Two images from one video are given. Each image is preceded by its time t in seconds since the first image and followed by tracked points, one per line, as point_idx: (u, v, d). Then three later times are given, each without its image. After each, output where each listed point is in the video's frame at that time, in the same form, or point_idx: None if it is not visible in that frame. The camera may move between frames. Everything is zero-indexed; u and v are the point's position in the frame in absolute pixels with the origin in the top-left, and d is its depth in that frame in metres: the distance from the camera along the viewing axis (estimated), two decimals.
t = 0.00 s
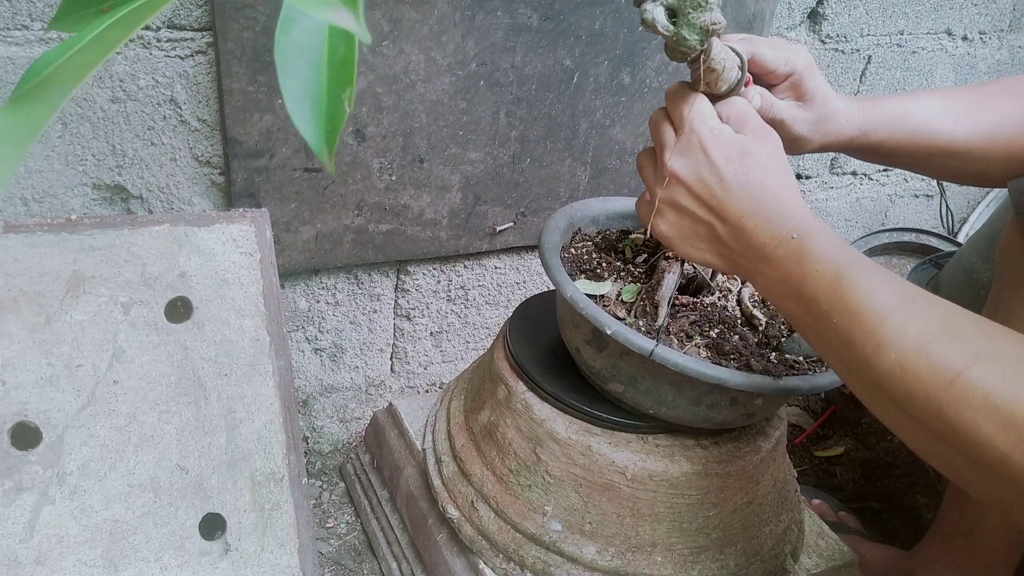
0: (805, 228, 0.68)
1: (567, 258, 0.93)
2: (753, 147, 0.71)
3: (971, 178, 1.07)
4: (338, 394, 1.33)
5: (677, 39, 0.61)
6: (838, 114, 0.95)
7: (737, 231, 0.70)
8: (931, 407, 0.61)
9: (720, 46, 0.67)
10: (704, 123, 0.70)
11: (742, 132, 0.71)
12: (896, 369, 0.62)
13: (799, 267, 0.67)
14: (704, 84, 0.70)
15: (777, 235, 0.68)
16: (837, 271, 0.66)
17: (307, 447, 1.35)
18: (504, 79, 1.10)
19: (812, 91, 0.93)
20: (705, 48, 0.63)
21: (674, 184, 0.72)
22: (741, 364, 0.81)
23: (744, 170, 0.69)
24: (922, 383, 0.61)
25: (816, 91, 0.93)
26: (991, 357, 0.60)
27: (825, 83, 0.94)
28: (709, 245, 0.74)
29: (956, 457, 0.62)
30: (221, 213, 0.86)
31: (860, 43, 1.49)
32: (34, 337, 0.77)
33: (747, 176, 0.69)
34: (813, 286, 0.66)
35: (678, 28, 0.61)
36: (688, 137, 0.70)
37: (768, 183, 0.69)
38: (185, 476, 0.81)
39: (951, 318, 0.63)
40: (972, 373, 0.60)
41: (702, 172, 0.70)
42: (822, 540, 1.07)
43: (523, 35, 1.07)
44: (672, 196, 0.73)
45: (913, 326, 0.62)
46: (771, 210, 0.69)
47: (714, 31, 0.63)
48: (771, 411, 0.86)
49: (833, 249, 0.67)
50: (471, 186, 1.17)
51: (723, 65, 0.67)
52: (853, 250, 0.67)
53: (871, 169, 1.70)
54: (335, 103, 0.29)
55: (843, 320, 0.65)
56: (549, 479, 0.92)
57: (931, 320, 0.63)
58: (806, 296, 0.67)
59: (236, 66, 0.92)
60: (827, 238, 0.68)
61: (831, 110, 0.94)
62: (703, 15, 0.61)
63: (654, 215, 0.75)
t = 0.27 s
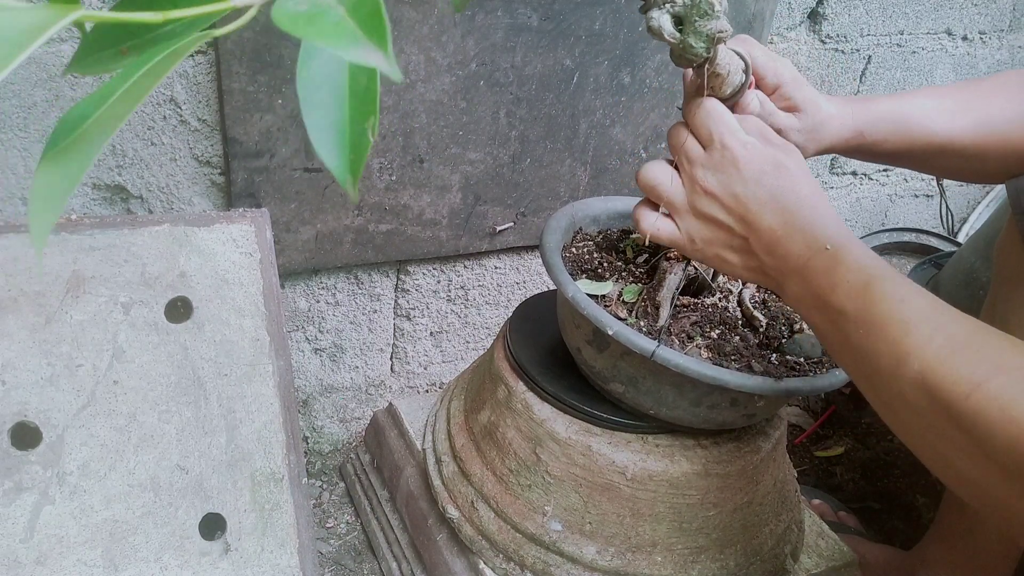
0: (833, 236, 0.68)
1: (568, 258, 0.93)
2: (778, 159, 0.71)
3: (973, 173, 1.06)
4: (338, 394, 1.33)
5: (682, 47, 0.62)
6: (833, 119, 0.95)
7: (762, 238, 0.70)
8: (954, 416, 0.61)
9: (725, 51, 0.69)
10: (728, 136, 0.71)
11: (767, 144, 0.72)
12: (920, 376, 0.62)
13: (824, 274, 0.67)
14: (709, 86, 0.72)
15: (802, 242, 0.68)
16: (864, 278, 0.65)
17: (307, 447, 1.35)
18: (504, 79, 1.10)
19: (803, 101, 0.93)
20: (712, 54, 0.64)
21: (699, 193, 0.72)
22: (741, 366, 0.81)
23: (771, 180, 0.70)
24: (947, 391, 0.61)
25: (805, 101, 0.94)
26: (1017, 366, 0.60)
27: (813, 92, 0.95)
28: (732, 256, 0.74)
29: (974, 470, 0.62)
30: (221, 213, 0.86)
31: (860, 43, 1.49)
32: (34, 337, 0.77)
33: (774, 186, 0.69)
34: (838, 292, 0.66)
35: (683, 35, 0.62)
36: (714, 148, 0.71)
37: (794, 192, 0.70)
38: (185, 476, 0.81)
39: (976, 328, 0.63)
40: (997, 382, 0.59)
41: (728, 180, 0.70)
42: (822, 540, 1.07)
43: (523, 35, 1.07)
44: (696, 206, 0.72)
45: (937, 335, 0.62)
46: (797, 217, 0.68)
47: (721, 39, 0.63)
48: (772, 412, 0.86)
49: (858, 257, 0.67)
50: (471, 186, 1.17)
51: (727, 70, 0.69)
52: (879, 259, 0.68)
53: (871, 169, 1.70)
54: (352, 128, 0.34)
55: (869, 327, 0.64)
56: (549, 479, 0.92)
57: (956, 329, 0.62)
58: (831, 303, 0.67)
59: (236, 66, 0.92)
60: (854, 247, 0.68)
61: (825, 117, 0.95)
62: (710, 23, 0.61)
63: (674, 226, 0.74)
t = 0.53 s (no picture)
0: (833, 258, 0.69)
1: (568, 258, 0.93)
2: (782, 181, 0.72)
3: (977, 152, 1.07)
4: (338, 394, 1.33)
5: (681, 45, 0.63)
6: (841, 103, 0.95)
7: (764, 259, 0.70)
8: (957, 443, 0.62)
9: (725, 51, 0.70)
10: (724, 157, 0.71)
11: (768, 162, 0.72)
12: (925, 402, 0.63)
13: (828, 296, 0.68)
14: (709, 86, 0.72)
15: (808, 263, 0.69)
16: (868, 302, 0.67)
17: (307, 447, 1.35)
18: (504, 79, 1.10)
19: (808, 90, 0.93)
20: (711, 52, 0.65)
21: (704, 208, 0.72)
22: (740, 366, 0.81)
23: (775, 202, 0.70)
24: (953, 417, 0.62)
25: (808, 90, 0.94)
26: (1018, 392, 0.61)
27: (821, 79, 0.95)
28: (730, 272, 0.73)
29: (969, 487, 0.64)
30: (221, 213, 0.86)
31: (860, 43, 1.49)
32: (34, 337, 0.77)
33: (778, 205, 0.70)
34: (844, 315, 0.67)
35: (682, 33, 0.63)
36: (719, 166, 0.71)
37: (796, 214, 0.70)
38: (184, 476, 0.81)
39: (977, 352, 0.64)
40: (1004, 408, 0.61)
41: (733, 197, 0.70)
42: (822, 540, 1.07)
43: (523, 35, 1.07)
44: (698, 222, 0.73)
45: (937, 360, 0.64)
46: (800, 239, 0.69)
47: (721, 38, 0.64)
48: (771, 412, 0.85)
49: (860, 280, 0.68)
50: (471, 186, 1.17)
51: (728, 69, 0.70)
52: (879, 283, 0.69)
53: (872, 169, 1.70)
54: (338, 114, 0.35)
55: (874, 351, 0.65)
56: (549, 479, 0.92)
57: (958, 354, 0.64)
58: (834, 325, 0.67)
59: (236, 66, 0.92)
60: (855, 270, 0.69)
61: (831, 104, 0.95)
62: (708, 20, 0.62)
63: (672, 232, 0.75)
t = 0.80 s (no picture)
0: (860, 245, 0.69)
1: (564, 253, 0.94)
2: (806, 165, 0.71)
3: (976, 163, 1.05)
4: (338, 394, 1.33)
5: (643, 28, 0.63)
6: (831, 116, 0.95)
7: (789, 245, 0.70)
8: (971, 434, 0.64)
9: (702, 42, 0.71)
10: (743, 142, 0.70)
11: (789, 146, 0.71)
12: (944, 393, 0.65)
13: (854, 285, 0.68)
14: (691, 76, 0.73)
15: (837, 250, 0.69)
16: (894, 292, 0.67)
17: (307, 447, 1.35)
18: (504, 79, 1.10)
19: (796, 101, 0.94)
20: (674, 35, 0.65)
21: (721, 195, 0.71)
22: (715, 367, 0.81)
23: (800, 189, 0.70)
24: (973, 411, 0.64)
25: (799, 97, 0.94)
26: None
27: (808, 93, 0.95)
28: (751, 257, 0.73)
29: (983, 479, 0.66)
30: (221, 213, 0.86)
31: (860, 43, 1.49)
32: (34, 337, 0.77)
33: (801, 191, 0.70)
34: (871, 303, 0.67)
35: (644, 17, 0.63)
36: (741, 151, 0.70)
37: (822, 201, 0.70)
38: (185, 476, 0.81)
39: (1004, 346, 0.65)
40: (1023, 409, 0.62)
41: (755, 183, 0.69)
42: (822, 541, 1.07)
43: (523, 35, 1.07)
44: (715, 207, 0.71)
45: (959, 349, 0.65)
46: (826, 225, 0.69)
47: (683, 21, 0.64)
48: (752, 418, 0.85)
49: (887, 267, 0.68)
50: (471, 185, 1.17)
51: (706, 60, 0.71)
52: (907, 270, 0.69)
53: (871, 169, 1.70)
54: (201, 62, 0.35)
55: (898, 340, 0.66)
56: (548, 479, 0.92)
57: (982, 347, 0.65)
58: (861, 313, 0.68)
59: (236, 66, 0.92)
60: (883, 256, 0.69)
61: (822, 116, 0.95)
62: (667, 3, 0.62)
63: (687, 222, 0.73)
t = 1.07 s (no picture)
0: (833, 260, 0.69)
1: (564, 252, 0.94)
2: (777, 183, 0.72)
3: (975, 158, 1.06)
4: (338, 394, 1.33)
5: (633, 30, 0.64)
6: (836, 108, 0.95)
7: (761, 262, 0.70)
8: (949, 454, 0.64)
9: (697, 44, 0.71)
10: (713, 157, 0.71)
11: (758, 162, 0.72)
12: (920, 413, 0.65)
13: (828, 302, 0.68)
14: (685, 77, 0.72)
15: (810, 267, 0.68)
16: (869, 310, 0.67)
17: (307, 447, 1.35)
18: (504, 79, 1.10)
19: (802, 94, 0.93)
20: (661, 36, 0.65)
21: (694, 207, 0.71)
22: (707, 367, 0.81)
23: (774, 205, 0.70)
24: (952, 433, 0.64)
25: (802, 91, 0.94)
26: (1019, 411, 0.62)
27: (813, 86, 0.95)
28: (725, 272, 0.72)
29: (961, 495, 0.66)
30: (220, 214, 0.86)
31: (860, 43, 1.49)
32: (34, 338, 0.77)
33: (772, 206, 0.70)
34: (845, 320, 0.67)
35: (632, 19, 0.63)
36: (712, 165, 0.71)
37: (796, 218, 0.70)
38: (185, 476, 0.81)
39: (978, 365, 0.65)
40: (1004, 426, 0.62)
41: (728, 197, 0.70)
42: (822, 541, 1.07)
43: (523, 35, 1.07)
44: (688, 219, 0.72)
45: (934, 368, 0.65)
46: (799, 244, 0.69)
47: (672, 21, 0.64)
48: (745, 420, 0.84)
49: (860, 284, 0.68)
50: (471, 186, 1.17)
51: (700, 61, 0.70)
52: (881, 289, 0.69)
53: (871, 169, 1.70)
54: (234, 79, 0.35)
55: (874, 359, 0.66)
56: (548, 479, 0.92)
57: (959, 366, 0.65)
58: (836, 332, 0.68)
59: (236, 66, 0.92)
60: (855, 274, 0.69)
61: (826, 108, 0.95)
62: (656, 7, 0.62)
63: (663, 229, 0.75)
